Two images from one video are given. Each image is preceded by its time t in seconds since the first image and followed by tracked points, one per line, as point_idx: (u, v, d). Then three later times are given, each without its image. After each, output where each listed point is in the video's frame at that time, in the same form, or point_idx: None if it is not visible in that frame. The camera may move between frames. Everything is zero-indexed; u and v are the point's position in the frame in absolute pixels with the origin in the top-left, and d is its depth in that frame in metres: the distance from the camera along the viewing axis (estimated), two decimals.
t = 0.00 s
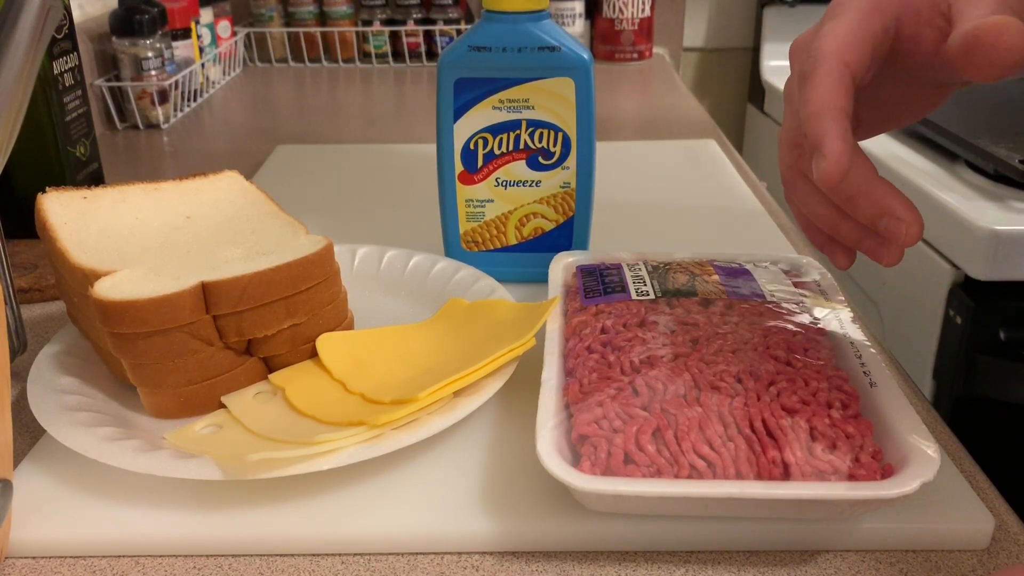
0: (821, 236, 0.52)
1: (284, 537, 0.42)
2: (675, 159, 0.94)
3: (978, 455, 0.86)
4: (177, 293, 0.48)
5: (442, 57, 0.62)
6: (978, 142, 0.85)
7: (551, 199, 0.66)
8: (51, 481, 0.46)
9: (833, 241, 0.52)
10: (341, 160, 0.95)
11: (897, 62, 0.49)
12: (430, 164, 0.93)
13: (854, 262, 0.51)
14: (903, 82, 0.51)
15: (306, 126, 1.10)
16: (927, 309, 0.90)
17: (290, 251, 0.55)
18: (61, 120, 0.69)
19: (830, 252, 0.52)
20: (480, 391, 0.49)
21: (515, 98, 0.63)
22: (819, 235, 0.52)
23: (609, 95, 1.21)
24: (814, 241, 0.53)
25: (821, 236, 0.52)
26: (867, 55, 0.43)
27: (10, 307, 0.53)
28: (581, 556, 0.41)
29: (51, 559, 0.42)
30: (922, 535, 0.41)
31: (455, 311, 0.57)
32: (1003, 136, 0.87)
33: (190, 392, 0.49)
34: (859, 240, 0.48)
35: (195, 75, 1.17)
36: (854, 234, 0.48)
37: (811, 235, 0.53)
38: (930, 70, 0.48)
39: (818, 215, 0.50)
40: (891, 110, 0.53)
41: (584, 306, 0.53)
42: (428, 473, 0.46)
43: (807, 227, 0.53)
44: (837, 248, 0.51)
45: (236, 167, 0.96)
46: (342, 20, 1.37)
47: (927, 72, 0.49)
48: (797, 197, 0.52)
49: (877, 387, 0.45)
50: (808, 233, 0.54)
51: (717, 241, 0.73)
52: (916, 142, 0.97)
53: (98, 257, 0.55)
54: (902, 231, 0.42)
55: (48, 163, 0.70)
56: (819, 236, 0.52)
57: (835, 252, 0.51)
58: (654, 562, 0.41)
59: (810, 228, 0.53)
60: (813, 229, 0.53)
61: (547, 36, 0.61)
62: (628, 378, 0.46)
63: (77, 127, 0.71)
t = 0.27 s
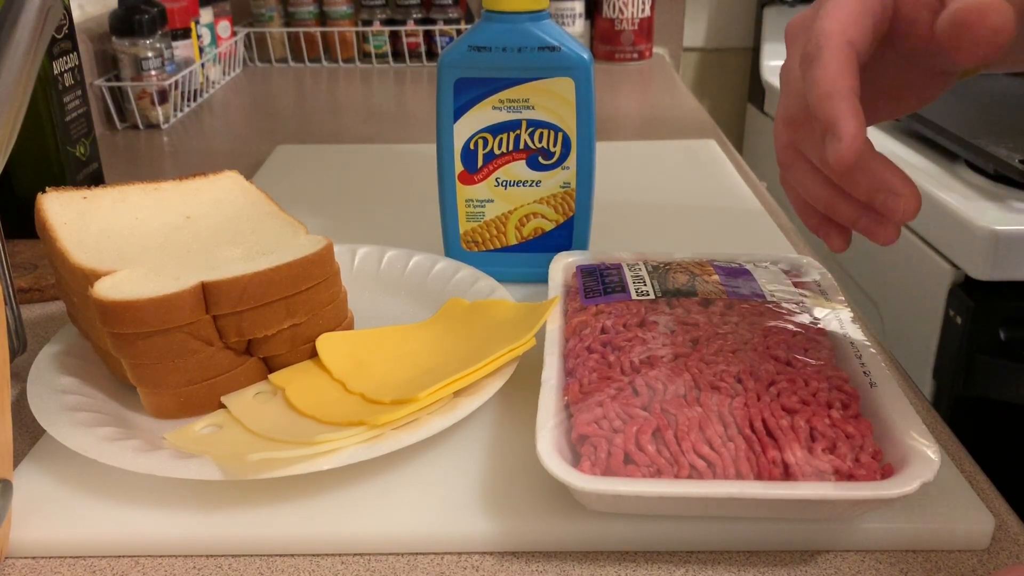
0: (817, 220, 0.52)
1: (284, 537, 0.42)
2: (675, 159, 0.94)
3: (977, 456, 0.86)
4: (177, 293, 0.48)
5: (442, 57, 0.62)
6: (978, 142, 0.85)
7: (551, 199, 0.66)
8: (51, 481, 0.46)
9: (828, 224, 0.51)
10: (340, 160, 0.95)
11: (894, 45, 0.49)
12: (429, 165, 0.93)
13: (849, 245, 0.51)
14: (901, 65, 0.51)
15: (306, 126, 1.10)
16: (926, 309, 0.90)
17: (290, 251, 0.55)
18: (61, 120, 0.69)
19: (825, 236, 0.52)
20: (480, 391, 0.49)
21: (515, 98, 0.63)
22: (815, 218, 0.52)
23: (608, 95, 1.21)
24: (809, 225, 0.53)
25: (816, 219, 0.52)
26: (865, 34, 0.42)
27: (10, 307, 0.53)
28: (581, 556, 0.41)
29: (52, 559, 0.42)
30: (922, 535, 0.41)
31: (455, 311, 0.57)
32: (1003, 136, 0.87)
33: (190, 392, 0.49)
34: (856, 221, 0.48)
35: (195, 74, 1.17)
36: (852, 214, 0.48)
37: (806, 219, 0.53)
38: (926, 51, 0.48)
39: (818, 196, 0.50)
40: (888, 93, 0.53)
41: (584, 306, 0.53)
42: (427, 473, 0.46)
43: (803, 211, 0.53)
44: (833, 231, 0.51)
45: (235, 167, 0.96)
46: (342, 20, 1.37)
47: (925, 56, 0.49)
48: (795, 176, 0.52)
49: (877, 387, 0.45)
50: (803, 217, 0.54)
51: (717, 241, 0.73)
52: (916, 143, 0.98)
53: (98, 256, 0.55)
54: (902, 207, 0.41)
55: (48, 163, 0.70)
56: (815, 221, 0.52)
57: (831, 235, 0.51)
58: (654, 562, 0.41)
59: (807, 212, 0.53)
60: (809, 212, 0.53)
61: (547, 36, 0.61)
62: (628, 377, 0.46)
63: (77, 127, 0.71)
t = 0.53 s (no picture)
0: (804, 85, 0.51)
1: (284, 537, 0.42)
2: (675, 159, 0.94)
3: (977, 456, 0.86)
4: (177, 293, 0.48)
5: (442, 57, 0.62)
6: (978, 142, 0.85)
7: (551, 199, 0.66)
8: (51, 481, 0.46)
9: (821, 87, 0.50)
10: (340, 160, 0.95)
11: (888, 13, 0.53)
12: (429, 164, 0.93)
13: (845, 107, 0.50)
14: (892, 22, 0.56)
15: (306, 126, 1.10)
16: (926, 309, 0.90)
17: (290, 251, 0.55)
18: (61, 120, 0.69)
19: (815, 100, 0.51)
20: (480, 391, 0.49)
21: (515, 98, 0.63)
22: (805, 85, 0.50)
23: (608, 95, 1.21)
24: (796, 98, 0.51)
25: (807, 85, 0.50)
26: None
27: (10, 307, 0.53)
28: (581, 556, 0.42)
29: (52, 559, 0.42)
30: (922, 535, 0.41)
31: (455, 311, 0.57)
32: (1002, 137, 0.87)
33: (190, 392, 0.49)
34: (855, 68, 0.46)
35: (195, 75, 1.17)
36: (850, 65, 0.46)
37: (792, 91, 0.51)
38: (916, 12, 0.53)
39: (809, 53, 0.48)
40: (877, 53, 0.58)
41: (584, 306, 0.53)
42: (427, 473, 0.46)
43: (788, 85, 0.51)
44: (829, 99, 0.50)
45: (236, 167, 0.96)
46: (342, 20, 1.37)
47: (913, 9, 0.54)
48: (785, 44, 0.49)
49: (877, 387, 0.45)
50: (788, 93, 0.52)
51: (717, 241, 0.73)
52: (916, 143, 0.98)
53: (98, 257, 0.55)
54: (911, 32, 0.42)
55: (48, 163, 0.70)
56: (803, 89, 0.51)
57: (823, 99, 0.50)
58: (654, 562, 0.41)
59: (792, 84, 0.51)
60: (798, 81, 0.50)
61: (547, 36, 0.61)
62: (628, 377, 0.46)
63: (77, 127, 0.71)
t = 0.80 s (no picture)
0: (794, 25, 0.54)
1: (284, 537, 0.42)
2: (675, 159, 0.94)
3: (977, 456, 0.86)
4: (177, 293, 0.48)
5: (442, 57, 0.62)
6: (978, 142, 0.85)
7: (551, 199, 0.66)
8: (51, 481, 0.46)
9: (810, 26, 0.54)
10: (341, 160, 0.95)
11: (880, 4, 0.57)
12: (429, 165, 0.93)
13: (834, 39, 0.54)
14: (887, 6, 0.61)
15: (307, 126, 1.10)
16: (926, 309, 0.90)
17: (290, 251, 0.55)
18: (61, 120, 0.69)
19: None
20: (480, 391, 0.49)
21: (516, 98, 0.63)
22: None
23: (608, 95, 1.22)
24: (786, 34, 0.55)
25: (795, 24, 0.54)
26: None
27: (10, 308, 0.53)
28: (581, 556, 0.42)
29: (52, 560, 0.42)
30: (922, 535, 0.41)
31: (455, 311, 0.57)
32: (1002, 137, 0.87)
33: (190, 392, 0.49)
34: None
35: (195, 75, 1.17)
36: None
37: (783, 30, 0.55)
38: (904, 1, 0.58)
39: None
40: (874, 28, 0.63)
41: (584, 306, 0.54)
42: (427, 473, 0.46)
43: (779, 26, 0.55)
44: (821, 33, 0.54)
45: (236, 167, 0.96)
46: (342, 20, 1.37)
47: None
48: None
49: (877, 387, 0.45)
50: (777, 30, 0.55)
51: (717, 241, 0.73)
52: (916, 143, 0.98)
53: (98, 257, 0.55)
54: None
55: (49, 163, 0.70)
56: None
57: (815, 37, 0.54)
58: (654, 562, 0.41)
59: None
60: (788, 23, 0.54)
61: (547, 36, 0.61)
62: (628, 378, 0.46)
63: (77, 127, 0.71)
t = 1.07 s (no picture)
0: (813, 52, 0.61)
1: (284, 537, 0.42)
2: (675, 159, 0.94)
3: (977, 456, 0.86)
4: (177, 293, 0.48)
5: (442, 57, 0.62)
6: (978, 142, 0.85)
7: (551, 199, 0.66)
8: (51, 481, 0.46)
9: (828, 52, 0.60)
10: (341, 160, 0.95)
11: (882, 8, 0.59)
12: (429, 165, 0.93)
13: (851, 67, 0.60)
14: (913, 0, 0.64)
15: (307, 126, 1.10)
16: (926, 309, 0.90)
17: (290, 251, 0.55)
18: (61, 120, 0.69)
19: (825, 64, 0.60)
20: (480, 391, 0.49)
21: (515, 98, 0.63)
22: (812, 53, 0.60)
23: (608, 95, 1.22)
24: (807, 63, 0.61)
25: (813, 52, 0.60)
26: None
27: (10, 308, 0.53)
28: (581, 556, 0.42)
29: (52, 560, 0.42)
30: (922, 535, 0.41)
31: (455, 311, 0.57)
32: (1002, 137, 0.87)
33: (190, 392, 0.49)
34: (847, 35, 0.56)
35: (195, 75, 1.17)
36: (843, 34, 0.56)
37: (805, 59, 0.61)
38: None
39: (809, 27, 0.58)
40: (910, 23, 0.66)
41: (584, 306, 0.54)
42: (427, 473, 0.46)
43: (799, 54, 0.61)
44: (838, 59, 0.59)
45: (236, 167, 0.96)
46: (342, 20, 1.37)
47: None
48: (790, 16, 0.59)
49: (877, 388, 0.45)
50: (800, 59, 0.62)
51: (717, 241, 0.73)
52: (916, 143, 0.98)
53: (98, 257, 0.55)
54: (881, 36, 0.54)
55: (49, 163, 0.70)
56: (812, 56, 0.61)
57: (832, 63, 0.60)
58: (654, 562, 0.41)
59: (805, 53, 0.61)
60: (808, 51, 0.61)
61: (547, 36, 0.61)
62: (628, 378, 0.46)
63: (77, 127, 0.71)
